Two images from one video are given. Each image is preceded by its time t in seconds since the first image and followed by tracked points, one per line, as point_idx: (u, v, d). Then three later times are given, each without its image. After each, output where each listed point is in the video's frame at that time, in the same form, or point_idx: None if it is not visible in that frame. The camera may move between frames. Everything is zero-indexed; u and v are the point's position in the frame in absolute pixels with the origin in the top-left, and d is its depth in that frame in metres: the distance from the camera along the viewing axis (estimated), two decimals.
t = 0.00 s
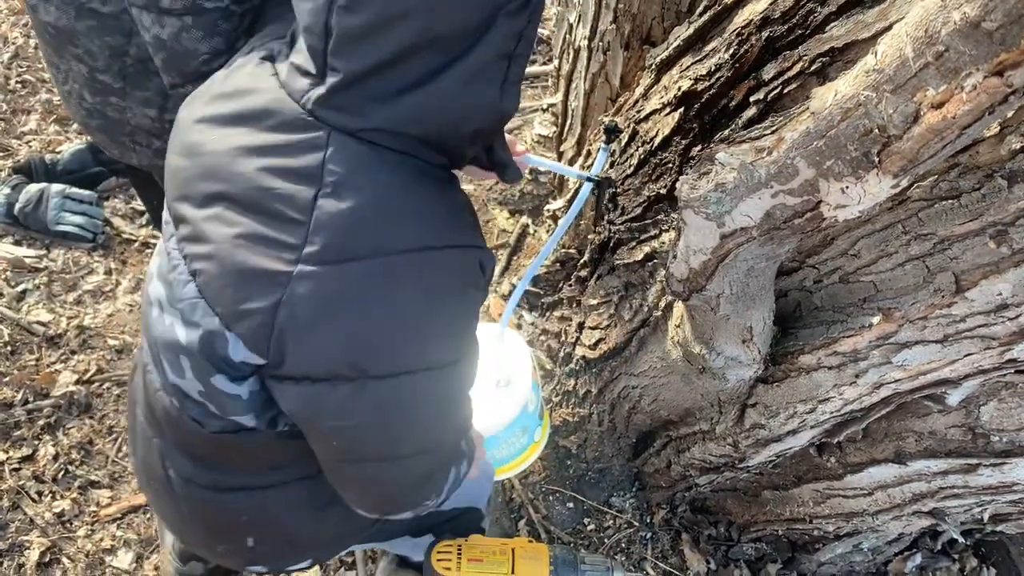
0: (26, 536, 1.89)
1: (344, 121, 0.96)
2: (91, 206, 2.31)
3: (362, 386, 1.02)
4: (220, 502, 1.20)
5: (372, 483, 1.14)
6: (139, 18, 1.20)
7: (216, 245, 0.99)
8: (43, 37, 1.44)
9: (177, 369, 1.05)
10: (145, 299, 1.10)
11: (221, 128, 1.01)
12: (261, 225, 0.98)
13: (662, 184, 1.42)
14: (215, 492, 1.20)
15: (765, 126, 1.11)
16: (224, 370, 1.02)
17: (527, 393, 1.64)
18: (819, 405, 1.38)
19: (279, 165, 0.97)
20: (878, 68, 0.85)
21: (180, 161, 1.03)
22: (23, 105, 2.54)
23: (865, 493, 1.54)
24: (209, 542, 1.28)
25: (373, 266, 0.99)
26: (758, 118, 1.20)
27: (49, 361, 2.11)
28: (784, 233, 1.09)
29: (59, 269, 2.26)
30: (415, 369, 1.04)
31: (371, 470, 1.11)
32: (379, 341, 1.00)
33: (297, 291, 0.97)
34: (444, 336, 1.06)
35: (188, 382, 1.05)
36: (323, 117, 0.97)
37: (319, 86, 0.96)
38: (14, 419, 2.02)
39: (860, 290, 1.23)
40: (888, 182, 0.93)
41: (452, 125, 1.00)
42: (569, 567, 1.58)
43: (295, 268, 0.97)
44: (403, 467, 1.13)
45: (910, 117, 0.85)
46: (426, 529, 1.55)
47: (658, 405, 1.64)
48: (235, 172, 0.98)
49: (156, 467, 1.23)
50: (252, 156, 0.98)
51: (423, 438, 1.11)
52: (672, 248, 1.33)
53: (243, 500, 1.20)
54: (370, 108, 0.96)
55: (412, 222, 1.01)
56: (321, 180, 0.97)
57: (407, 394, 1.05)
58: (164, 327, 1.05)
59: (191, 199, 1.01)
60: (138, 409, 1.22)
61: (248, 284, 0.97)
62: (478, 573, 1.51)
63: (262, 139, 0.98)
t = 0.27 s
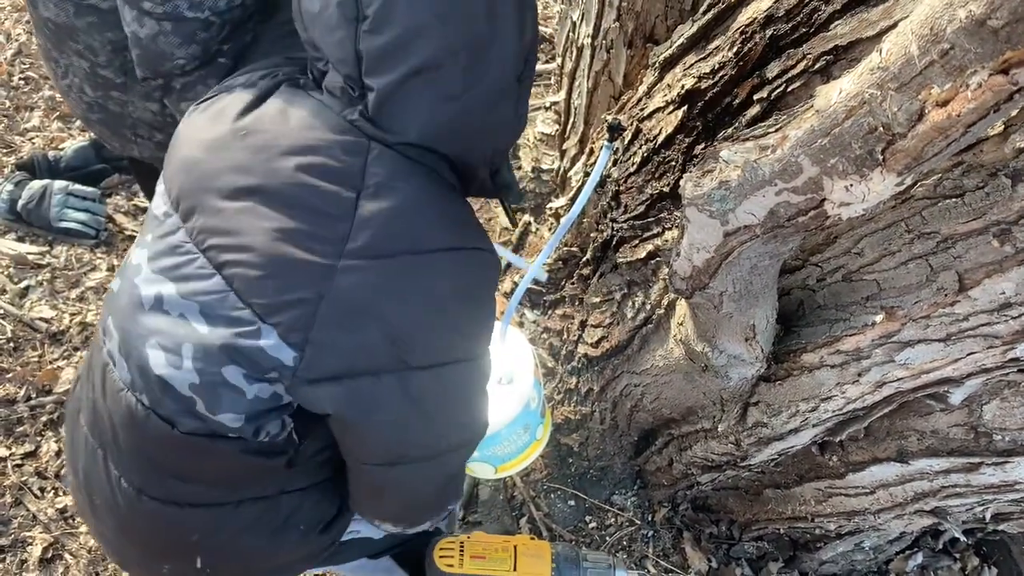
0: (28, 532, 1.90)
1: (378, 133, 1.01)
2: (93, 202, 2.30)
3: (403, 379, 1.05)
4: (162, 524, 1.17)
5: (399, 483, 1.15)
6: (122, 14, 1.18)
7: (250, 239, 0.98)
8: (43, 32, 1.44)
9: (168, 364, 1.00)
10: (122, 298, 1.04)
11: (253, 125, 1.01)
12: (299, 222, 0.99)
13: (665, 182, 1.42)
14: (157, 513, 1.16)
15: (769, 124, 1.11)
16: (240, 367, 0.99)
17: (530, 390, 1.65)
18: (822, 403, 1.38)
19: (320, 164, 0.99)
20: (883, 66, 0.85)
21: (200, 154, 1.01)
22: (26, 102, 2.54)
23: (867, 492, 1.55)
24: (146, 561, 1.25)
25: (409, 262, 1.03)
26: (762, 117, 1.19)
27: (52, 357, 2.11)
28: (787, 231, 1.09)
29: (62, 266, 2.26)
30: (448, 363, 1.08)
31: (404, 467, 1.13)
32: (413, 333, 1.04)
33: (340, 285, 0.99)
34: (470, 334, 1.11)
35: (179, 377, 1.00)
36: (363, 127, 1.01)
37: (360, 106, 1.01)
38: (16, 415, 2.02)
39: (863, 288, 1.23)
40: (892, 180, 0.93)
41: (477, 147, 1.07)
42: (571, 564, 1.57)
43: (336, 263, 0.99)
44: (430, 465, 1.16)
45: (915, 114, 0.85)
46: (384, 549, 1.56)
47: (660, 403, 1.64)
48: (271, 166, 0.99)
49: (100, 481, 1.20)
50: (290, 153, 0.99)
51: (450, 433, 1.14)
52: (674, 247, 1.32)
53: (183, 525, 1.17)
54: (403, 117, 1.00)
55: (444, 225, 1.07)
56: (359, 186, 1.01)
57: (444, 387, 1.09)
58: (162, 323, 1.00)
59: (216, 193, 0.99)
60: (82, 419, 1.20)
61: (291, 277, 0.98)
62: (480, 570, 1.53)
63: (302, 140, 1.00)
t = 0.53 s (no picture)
0: (30, 527, 1.90)
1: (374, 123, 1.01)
2: (95, 199, 2.29)
3: (400, 360, 1.06)
4: (133, 516, 1.18)
5: (390, 464, 1.17)
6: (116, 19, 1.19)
7: (250, 219, 0.98)
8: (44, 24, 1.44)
9: (162, 343, 1.00)
10: (103, 278, 1.03)
11: (254, 107, 1.00)
12: (301, 205, 0.99)
13: (668, 180, 1.42)
14: (128, 505, 1.16)
15: (773, 122, 1.11)
16: (234, 348, 0.99)
17: (531, 387, 1.64)
18: (823, 401, 1.38)
19: (320, 147, 0.99)
20: (887, 64, 0.85)
21: (197, 133, 1.00)
22: (29, 98, 2.54)
23: (868, 490, 1.55)
24: (114, 557, 1.26)
25: (406, 246, 1.04)
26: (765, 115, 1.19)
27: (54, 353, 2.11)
28: (790, 229, 1.09)
29: (65, 262, 2.26)
30: (443, 345, 1.10)
31: (398, 448, 1.15)
32: (409, 316, 1.05)
33: (339, 267, 1.00)
34: (463, 317, 1.13)
35: (172, 358, 1.00)
36: (364, 114, 1.01)
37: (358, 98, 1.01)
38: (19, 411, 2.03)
39: (865, 287, 1.23)
40: (896, 178, 0.94)
41: (468, 141, 1.08)
42: (573, 561, 1.57)
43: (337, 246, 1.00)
44: (422, 447, 1.17)
45: (919, 112, 0.85)
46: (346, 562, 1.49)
47: (662, 402, 1.64)
48: (271, 147, 0.98)
49: (64, 475, 1.20)
50: (290, 135, 0.99)
51: (442, 416, 1.16)
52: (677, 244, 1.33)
53: (155, 518, 1.18)
54: (400, 106, 1.00)
55: (440, 209, 1.07)
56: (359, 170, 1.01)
57: (438, 369, 1.10)
58: (150, 301, 1.00)
59: (214, 173, 0.99)
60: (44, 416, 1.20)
61: (293, 260, 0.98)
62: (480, 567, 1.54)
63: (304, 123, 1.00)
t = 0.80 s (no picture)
0: (33, 522, 1.90)
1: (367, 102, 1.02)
2: (99, 194, 2.29)
3: (381, 343, 1.07)
4: (125, 499, 1.19)
5: (372, 448, 1.18)
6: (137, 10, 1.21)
7: (235, 198, 0.98)
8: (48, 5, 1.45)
9: (144, 325, 1.01)
10: (91, 261, 1.05)
11: (244, 84, 1.01)
12: (286, 184, 0.99)
13: (672, 177, 1.42)
14: (121, 488, 1.18)
15: (778, 118, 1.11)
16: (215, 329, 1.00)
17: (533, 383, 1.65)
18: (826, 399, 1.38)
19: (310, 128, 1.00)
20: (893, 59, 0.86)
21: (187, 109, 1.01)
22: (33, 94, 2.55)
23: (871, 488, 1.55)
24: (110, 540, 1.27)
25: (394, 231, 1.04)
26: (769, 112, 1.20)
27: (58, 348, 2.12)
28: (795, 225, 1.09)
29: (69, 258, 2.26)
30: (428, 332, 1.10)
31: (378, 433, 1.15)
32: (394, 301, 1.05)
33: (324, 249, 1.01)
34: (451, 306, 1.13)
35: (155, 340, 1.01)
36: (353, 93, 1.01)
37: (353, 76, 1.02)
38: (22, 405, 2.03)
39: (868, 284, 1.24)
40: (900, 174, 0.94)
41: (464, 128, 1.08)
42: (575, 558, 1.56)
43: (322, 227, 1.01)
44: (404, 432, 1.18)
45: (924, 108, 0.85)
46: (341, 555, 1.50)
47: (664, 399, 1.65)
48: (260, 127, 0.99)
49: (60, 457, 1.21)
50: (281, 114, 0.99)
51: (425, 402, 1.16)
52: (681, 240, 1.32)
53: (148, 501, 1.19)
54: (395, 88, 1.00)
55: (434, 195, 1.07)
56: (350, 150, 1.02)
57: (421, 357, 1.11)
58: (134, 283, 1.01)
59: (202, 152, 1.00)
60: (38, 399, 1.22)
61: (279, 240, 0.99)
62: (482, 562, 1.55)
63: (292, 102, 1.00)
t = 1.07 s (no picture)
0: (37, 518, 1.91)
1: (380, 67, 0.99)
2: (104, 192, 2.31)
3: (378, 315, 1.03)
4: (139, 465, 1.20)
5: (367, 424, 1.14)
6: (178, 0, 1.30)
7: (235, 157, 0.98)
8: None
9: (150, 283, 1.02)
10: (108, 221, 1.06)
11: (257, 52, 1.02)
12: (288, 144, 0.98)
13: (675, 176, 1.42)
14: (135, 452, 1.18)
15: (782, 118, 1.11)
16: (215, 288, 0.99)
17: (536, 383, 1.65)
18: (828, 398, 1.39)
19: (316, 91, 0.99)
20: (896, 60, 0.86)
21: (204, 76, 1.03)
22: (39, 92, 2.55)
23: (873, 488, 1.55)
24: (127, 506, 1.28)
25: (395, 197, 1.00)
26: (773, 112, 1.20)
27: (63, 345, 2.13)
28: (798, 225, 1.10)
29: (74, 255, 2.27)
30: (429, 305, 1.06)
31: (375, 408, 1.12)
32: (392, 270, 1.01)
33: (320, 212, 0.97)
34: (456, 278, 1.09)
35: (161, 300, 1.02)
36: (363, 57, 1.00)
37: (365, 41, 1.00)
38: (27, 403, 2.04)
39: (872, 284, 1.24)
40: (903, 174, 0.94)
41: (479, 107, 1.04)
42: (577, 555, 1.59)
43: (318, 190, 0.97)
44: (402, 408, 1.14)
45: (926, 108, 0.86)
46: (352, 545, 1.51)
47: (667, 398, 1.65)
48: (268, 91, 0.99)
49: (81, 419, 1.23)
50: (289, 79, 0.99)
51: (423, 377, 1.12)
52: (684, 240, 1.33)
53: (160, 466, 1.19)
54: (411, 56, 0.98)
55: (443, 163, 1.03)
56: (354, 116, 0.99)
57: (420, 329, 1.07)
58: (143, 242, 1.02)
59: (212, 112, 1.01)
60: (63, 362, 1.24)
61: (274, 198, 0.96)
62: (485, 559, 1.55)
63: (298, 64, 1.00)
